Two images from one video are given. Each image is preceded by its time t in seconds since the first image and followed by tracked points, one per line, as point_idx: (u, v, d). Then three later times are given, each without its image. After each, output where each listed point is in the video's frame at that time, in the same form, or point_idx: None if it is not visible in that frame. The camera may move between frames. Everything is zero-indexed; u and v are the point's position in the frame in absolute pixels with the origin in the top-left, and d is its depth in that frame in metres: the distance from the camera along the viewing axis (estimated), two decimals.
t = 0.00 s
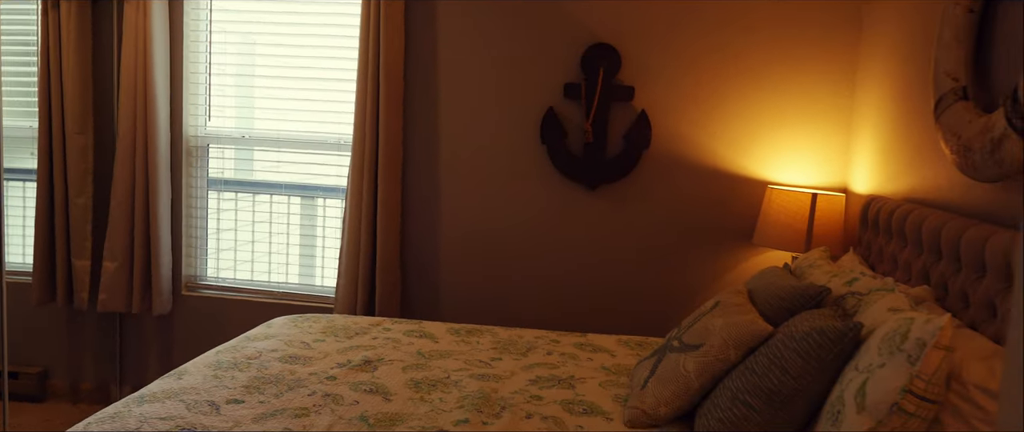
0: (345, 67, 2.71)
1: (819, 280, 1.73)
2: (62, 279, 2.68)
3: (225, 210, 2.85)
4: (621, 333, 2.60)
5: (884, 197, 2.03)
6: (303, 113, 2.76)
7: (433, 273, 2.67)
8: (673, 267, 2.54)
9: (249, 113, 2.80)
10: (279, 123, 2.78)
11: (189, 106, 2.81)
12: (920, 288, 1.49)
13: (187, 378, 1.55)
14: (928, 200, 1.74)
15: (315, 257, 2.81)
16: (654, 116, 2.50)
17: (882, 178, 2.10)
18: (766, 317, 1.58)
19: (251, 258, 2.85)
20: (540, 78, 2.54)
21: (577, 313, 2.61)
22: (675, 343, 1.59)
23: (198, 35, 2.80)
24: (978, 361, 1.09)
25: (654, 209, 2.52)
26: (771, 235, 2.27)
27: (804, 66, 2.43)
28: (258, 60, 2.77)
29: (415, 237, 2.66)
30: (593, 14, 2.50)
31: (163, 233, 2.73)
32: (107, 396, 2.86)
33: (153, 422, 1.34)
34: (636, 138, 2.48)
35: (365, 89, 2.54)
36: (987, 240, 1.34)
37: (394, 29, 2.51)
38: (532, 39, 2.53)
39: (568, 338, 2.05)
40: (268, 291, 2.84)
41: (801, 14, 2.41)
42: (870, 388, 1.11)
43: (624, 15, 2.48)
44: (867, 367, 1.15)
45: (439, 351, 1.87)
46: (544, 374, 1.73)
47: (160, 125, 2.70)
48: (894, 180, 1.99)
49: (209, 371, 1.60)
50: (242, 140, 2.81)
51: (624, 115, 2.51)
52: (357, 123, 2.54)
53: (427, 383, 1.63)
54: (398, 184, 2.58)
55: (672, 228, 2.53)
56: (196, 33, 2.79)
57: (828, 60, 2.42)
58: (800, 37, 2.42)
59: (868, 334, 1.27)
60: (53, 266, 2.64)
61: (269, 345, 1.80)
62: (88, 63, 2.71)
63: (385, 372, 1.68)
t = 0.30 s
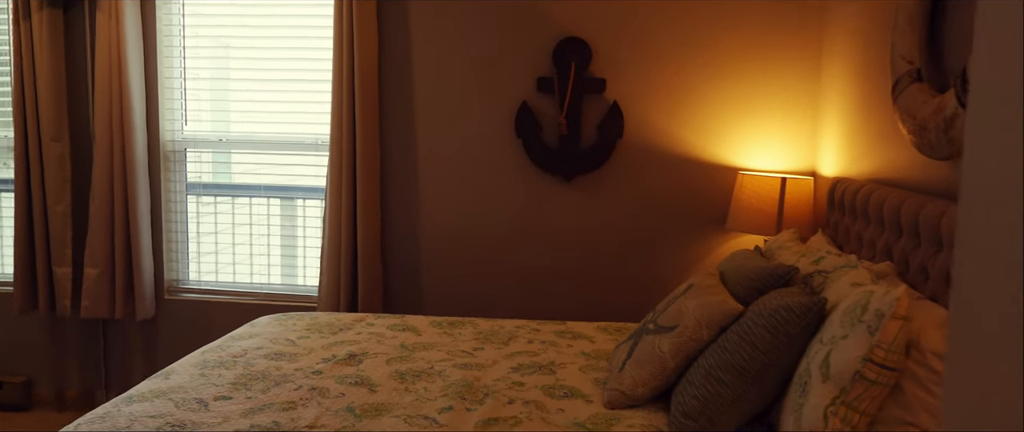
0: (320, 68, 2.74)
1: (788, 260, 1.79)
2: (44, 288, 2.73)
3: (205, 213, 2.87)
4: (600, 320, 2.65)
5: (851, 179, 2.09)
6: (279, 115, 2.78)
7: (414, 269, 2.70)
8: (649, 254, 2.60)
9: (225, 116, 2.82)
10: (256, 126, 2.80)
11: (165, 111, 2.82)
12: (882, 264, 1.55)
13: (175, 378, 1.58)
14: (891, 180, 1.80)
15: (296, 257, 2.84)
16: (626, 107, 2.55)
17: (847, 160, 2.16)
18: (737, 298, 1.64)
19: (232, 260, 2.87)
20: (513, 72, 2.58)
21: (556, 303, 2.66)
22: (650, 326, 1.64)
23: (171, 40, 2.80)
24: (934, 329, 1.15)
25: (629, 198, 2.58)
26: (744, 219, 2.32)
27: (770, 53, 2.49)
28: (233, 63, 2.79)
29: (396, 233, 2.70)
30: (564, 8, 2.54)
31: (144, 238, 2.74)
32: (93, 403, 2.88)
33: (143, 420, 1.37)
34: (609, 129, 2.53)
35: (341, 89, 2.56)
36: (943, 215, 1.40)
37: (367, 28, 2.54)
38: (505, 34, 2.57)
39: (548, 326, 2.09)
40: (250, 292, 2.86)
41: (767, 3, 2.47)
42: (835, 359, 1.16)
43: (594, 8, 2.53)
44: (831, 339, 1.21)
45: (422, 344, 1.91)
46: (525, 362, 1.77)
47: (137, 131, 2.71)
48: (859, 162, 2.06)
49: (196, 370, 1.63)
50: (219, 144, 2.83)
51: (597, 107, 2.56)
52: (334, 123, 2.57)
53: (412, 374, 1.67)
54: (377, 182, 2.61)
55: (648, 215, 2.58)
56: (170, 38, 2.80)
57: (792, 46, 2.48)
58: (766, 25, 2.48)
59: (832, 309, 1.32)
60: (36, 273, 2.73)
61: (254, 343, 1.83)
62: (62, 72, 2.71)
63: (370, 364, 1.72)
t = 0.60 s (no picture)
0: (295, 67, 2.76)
1: (757, 243, 1.85)
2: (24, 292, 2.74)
3: (184, 214, 2.88)
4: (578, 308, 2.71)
5: (816, 164, 2.16)
6: (256, 114, 2.80)
7: (395, 262, 2.74)
8: (625, 242, 2.65)
9: (201, 117, 2.83)
10: (232, 126, 2.82)
11: (141, 113, 2.83)
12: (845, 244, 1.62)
13: (162, 373, 1.61)
14: (854, 164, 1.87)
15: (277, 254, 2.86)
16: (599, 99, 2.60)
17: (813, 146, 2.24)
18: (708, 281, 1.69)
19: (213, 259, 2.89)
20: (487, 67, 2.63)
21: (536, 293, 2.72)
22: (625, 310, 1.70)
23: (146, 41, 2.81)
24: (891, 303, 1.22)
25: (604, 188, 2.63)
26: (716, 205, 2.38)
27: (738, 44, 2.55)
28: (208, 63, 2.80)
29: (375, 229, 2.73)
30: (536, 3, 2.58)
31: (124, 240, 2.75)
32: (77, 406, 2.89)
33: (133, 414, 1.40)
34: (583, 121, 2.58)
35: (317, 88, 2.59)
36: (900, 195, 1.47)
37: (342, 27, 2.56)
38: (478, 30, 2.61)
39: (527, 315, 2.14)
40: (232, 290, 2.89)
41: None
42: (798, 335, 1.23)
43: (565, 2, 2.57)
44: (795, 315, 1.27)
45: (404, 335, 1.95)
46: (505, 349, 1.82)
47: (114, 133, 2.72)
48: (824, 147, 2.12)
49: (183, 365, 1.66)
50: (196, 144, 2.85)
51: (570, 100, 2.61)
52: (311, 122, 2.59)
53: (395, 363, 1.71)
54: (355, 178, 2.64)
55: (622, 204, 2.64)
56: (144, 39, 2.81)
57: (758, 36, 2.54)
58: (732, 17, 2.54)
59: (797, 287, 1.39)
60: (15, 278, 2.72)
61: (239, 339, 1.87)
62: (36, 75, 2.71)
63: (354, 356, 1.76)
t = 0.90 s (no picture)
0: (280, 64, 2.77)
1: (738, 228, 1.90)
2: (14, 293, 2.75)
3: (172, 212, 2.90)
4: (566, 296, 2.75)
5: (796, 150, 2.21)
6: (241, 111, 2.82)
7: (384, 255, 2.77)
8: (611, 231, 2.70)
9: (187, 115, 2.85)
10: (218, 123, 2.84)
11: (127, 112, 2.84)
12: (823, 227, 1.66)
13: (158, 367, 1.64)
14: (831, 149, 1.92)
15: (266, 250, 2.88)
16: (583, 90, 2.64)
17: (792, 132, 2.28)
18: (691, 265, 1.74)
19: (202, 256, 2.91)
20: (471, 61, 2.66)
21: (524, 282, 2.75)
22: (611, 295, 1.74)
23: (130, 40, 2.82)
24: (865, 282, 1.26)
25: (589, 178, 2.67)
26: (699, 192, 2.43)
27: (718, 33, 2.59)
28: (193, 61, 2.81)
29: (363, 223, 2.76)
30: None
31: (113, 239, 2.77)
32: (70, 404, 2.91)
33: (131, 407, 1.43)
34: (567, 112, 2.61)
35: (302, 84, 2.61)
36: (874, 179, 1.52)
37: (326, 23, 2.58)
38: (462, 24, 2.64)
39: (516, 303, 2.18)
40: (221, 286, 2.91)
41: None
42: (777, 314, 1.27)
43: None
44: (774, 295, 1.31)
45: (395, 325, 1.98)
46: (495, 336, 1.86)
47: (101, 133, 2.73)
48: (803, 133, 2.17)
49: (178, 359, 1.69)
50: (182, 142, 2.86)
51: (554, 91, 2.65)
52: (297, 118, 2.61)
53: (387, 353, 1.74)
54: (343, 173, 2.66)
55: (607, 194, 2.68)
56: (129, 38, 2.81)
57: (738, 26, 2.59)
58: (712, 7, 2.58)
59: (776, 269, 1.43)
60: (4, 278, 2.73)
61: (232, 332, 1.89)
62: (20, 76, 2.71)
63: (346, 346, 1.79)
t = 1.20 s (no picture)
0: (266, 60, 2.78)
1: (720, 214, 1.93)
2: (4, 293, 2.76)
3: (161, 209, 2.91)
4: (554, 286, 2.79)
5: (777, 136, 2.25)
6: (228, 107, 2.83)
7: (373, 248, 2.80)
8: (597, 220, 2.73)
9: (174, 112, 2.85)
10: (205, 120, 2.85)
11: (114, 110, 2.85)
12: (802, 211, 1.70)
13: (151, 361, 1.66)
14: (810, 135, 1.96)
15: (255, 245, 2.90)
16: (567, 82, 2.67)
17: (773, 119, 2.32)
18: (674, 250, 1.77)
19: (191, 253, 2.93)
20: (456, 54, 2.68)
21: (512, 273, 2.79)
22: (597, 282, 1.77)
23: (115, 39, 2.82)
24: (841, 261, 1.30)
25: (575, 168, 2.70)
26: (683, 180, 2.46)
27: (700, 24, 2.63)
28: (179, 59, 2.82)
29: (352, 216, 2.78)
30: None
31: (102, 237, 2.78)
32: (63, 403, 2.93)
33: (127, 400, 1.46)
34: (552, 103, 2.64)
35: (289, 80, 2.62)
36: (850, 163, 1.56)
37: (311, 18, 2.60)
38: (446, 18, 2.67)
39: (504, 293, 2.21)
40: (212, 282, 2.92)
41: None
42: (756, 295, 1.31)
43: None
44: (753, 277, 1.35)
45: (385, 315, 2.01)
46: (483, 325, 1.89)
47: (88, 132, 2.74)
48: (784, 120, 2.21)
49: (171, 353, 1.71)
50: (170, 139, 2.87)
51: (539, 83, 2.67)
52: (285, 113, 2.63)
53: (378, 343, 1.78)
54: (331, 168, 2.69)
55: (593, 184, 2.71)
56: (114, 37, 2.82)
57: (719, 16, 2.62)
58: None
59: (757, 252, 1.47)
60: None
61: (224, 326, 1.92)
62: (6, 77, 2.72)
63: (337, 337, 1.82)
